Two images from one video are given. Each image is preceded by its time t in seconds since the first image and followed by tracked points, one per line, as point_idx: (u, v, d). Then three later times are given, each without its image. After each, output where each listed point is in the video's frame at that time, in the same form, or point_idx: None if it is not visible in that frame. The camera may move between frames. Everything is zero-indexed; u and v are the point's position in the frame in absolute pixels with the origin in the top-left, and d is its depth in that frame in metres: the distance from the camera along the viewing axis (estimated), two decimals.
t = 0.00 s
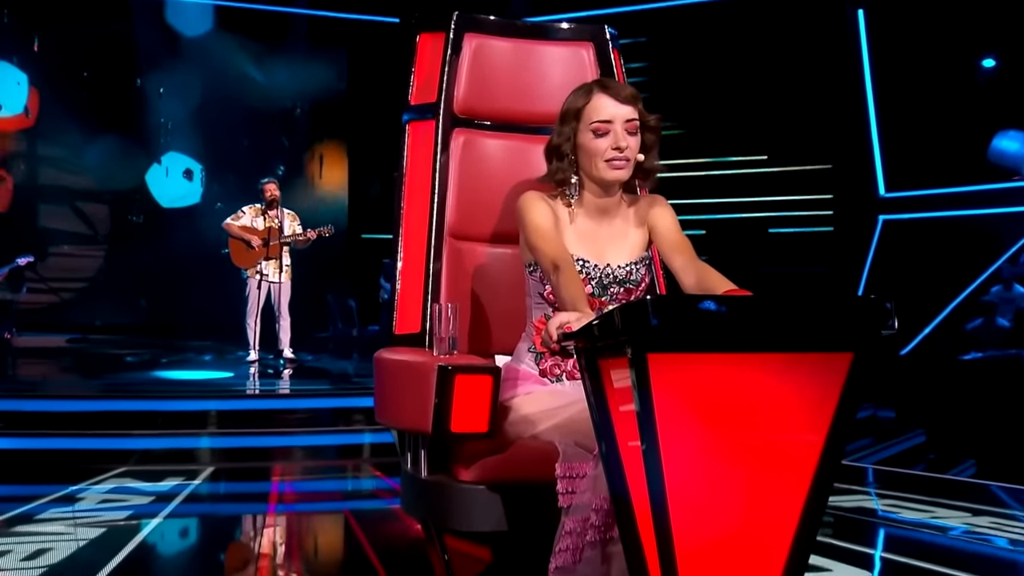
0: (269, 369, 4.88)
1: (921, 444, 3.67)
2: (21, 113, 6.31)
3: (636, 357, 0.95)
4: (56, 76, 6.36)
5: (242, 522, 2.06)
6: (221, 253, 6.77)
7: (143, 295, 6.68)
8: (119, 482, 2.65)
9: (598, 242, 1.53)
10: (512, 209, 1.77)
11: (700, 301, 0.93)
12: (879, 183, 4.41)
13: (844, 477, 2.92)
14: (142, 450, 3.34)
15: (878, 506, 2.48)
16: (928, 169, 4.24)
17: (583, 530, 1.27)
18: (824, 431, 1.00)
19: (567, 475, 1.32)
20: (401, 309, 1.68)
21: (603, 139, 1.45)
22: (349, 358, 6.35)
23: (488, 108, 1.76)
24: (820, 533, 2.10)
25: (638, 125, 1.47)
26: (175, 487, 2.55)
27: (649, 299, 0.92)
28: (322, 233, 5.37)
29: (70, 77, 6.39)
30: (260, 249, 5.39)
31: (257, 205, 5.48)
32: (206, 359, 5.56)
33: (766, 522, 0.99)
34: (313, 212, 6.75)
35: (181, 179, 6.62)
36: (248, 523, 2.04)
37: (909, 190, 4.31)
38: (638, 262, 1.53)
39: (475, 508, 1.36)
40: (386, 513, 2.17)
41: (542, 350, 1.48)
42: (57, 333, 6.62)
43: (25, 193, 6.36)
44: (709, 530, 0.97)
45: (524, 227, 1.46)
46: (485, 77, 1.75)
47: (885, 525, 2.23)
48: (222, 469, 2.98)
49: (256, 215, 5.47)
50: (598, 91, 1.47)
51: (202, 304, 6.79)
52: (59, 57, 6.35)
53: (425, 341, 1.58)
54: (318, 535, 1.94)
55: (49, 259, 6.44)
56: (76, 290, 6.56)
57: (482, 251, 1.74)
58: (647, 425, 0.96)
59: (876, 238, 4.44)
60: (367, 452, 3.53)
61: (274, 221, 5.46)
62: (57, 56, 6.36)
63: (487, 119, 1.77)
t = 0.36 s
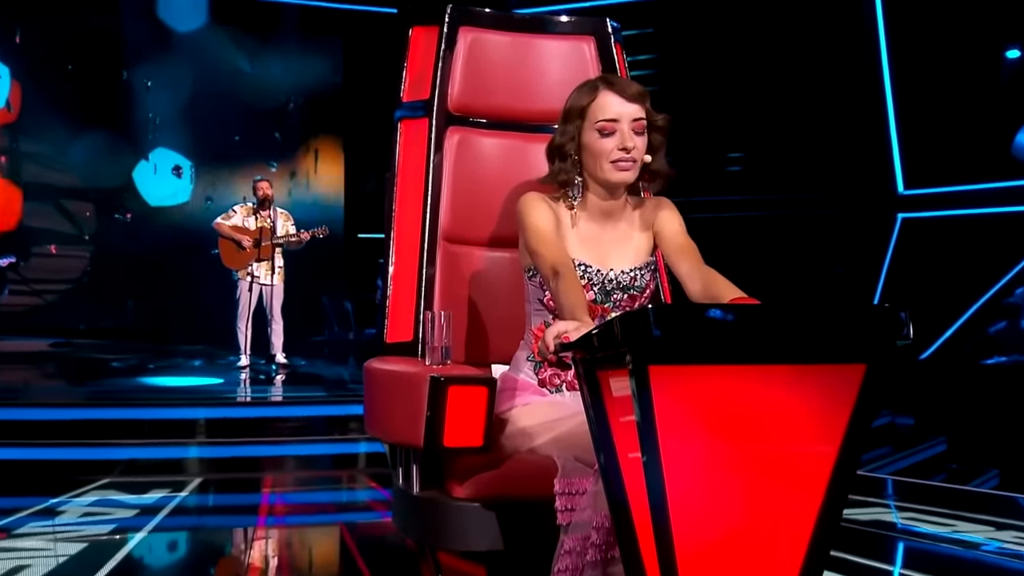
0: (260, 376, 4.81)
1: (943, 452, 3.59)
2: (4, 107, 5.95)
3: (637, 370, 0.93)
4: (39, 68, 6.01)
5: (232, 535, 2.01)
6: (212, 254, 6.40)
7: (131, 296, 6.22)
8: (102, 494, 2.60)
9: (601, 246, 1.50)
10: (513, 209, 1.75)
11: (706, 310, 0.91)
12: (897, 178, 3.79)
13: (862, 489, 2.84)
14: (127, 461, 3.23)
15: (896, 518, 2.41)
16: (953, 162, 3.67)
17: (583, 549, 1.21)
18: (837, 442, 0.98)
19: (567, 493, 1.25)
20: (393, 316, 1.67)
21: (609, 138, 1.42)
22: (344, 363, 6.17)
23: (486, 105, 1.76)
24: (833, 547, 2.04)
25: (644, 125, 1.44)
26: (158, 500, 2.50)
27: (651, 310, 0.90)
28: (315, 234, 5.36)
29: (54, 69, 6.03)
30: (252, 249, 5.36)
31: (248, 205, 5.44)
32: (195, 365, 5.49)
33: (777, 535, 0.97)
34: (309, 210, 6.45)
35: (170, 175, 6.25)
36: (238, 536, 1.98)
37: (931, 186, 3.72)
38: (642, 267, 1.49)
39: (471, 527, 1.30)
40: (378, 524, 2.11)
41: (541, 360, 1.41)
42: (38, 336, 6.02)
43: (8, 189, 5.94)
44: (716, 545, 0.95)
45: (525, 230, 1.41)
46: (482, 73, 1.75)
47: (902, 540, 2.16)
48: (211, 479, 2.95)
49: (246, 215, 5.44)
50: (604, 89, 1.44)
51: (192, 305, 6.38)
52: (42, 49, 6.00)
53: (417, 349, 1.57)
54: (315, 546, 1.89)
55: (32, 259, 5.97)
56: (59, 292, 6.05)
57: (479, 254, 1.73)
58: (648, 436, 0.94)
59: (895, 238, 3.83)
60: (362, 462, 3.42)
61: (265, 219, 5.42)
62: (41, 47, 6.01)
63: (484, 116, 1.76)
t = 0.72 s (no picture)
0: (246, 383, 4.75)
1: (958, 462, 3.51)
2: None
3: (631, 380, 0.87)
4: (16, 63, 6.00)
5: (220, 550, 1.96)
6: (195, 255, 6.42)
7: (111, 301, 6.23)
8: (80, 509, 2.54)
9: (591, 251, 1.49)
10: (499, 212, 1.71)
11: (706, 318, 0.85)
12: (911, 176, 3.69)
13: (875, 502, 2.77)
14: (106, 472, 3.13)
15: (912, 534, 2.34)
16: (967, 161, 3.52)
17: (576, 569, 1.14)
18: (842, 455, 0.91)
19: (560, 508, 1.19)
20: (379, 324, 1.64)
21: (602, 136, 1.40)
22: (336, 371, 6.09)
23: (475, 104, 1.71)
24: (845, 564, 1.98)
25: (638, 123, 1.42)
26: (140, 515, 2.44)
27: (646, 320, 0.84)
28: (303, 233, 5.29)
29: (31, 63, 6.00)
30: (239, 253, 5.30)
31: (233, 204, 5.37)
32: (177, 373, 5.43)
33: (778, 554, 0.90)
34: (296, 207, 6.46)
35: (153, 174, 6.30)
36: (224, 551, 1.94)
37: (944, 185, 3.59)
38: (632, 272, 1.48)
39: (459, 548, 1.29)
40: (367, 538, 2.06)
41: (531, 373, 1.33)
42: (16, 340, 5.96)
43: None
44: (712, 566, 0.90)
45: (508, 233, 1.40)
46: (471, 68, 1.70)
47: (918, 555, 2.10)
48: (193, 492, 2.92)
49: (230, 219, 5.34)
50: (597, 85, 1.42)
51: (176, 308, 6.38)
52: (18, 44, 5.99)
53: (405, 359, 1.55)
54: (302, 563, 1.82)
55: (10, 260, 5.92)
56: (38, 295, 6.01)
57: (467, 258, 1.69)
58: (642, 448, 0.88)
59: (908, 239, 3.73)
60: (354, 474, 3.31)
61: (253, 220, 5.36)
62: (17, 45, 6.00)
63: (474, 115, 1.72)
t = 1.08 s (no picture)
0: (233, 392, 4.68)
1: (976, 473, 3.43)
2: None
3: (623, 392, 0.81)
4: None
5: (203, 566, 1.93)
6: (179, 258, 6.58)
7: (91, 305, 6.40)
8: (55, 525, 2.48)
9: (577, 259, 1.45)
10: (481, 216, 1.66)
11: (708, 329, 0.80)
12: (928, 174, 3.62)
13: (890, 518, 2.71)
14: (83, 486, 3.08)
15: (930, 551, 2.28)
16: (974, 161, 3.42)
17: None
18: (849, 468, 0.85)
19: (553, 531, 1.12)
20: (364, 334, 1.58)
21: (584, 141, 1.35)
22: (330, 376, 6.05)
23: (465, 104, 1.67)
24: None
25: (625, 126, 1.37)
26: (118, 531, 2.38)
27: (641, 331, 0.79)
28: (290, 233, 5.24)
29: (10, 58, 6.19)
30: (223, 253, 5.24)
31: (217, 206, 5.30)
32: (160, 381, 5.38)
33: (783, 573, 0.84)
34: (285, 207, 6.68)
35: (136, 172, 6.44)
36: (208, 569, 1.90)
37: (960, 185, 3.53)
38: (622, 279, 1.45)
39: (449, 567, 1.24)
40: (354, 556, 2.03)
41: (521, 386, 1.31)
42: None
43: None
44: None
45: (492, 241, 1.39)
46: (461, 67, 1.66)
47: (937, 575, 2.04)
48: (177, 505, 2.89)
49: (215, 219, 5.28)
50: (581, 87, 1.38)
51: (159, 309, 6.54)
52: None
53: (390, 370, 1.49)
54: None
55: None
56: (16, 298, 6.20)
57: (454, 263, 1.65)
58: (636, 461, 0.82)
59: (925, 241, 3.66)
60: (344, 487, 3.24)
61: (237, 220, 5.30)
62: None
63: (463, 115, 1.68)
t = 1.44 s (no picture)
0: (221, 399, 4.63)
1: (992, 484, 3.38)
2: None
3: (621, 406, 0.76)
4: None
5: None
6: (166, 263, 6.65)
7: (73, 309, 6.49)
8: (35, 540, 2.43)
9: (573, 265, 1.41)
10: (470, 221, 1.62)
11: (712, 340, 0.74)
12: (943, 174, 3.49)
13: (907, 533, 2.66)
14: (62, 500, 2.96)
15: (947, 566, 2.25)
16: (981, 163, 3.36)
17: None
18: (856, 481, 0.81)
19: (549, 548, 1.09)
20: (353, 342, 1.53)
21: (564, 144, 1.31)
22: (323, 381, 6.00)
23: (458, 104, 1.63)
24: None
25: (609, 126, 1.31)
26: (97, 546, 2.33)
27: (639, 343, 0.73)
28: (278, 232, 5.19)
29: None
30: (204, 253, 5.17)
31: (204, 206, 5.25)
32: (144, 387, 5.33)
33: None
34: (275, 207, 6.73)
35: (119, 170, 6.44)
36: None
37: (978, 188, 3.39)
38: (620, 286, 1.40)
39: None
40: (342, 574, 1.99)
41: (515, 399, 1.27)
42: None
43: None
44: None
45: (486, 248, 1.34)
46: (454, 65, 1.62)
47: None
48: (162, 518, 2.84)
49: (199, 218, 5.23)
50: (557, 90, 1.34)
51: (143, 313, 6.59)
52: None
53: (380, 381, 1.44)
54: None
55: None
56: None
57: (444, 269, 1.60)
58: (634, 476, 0.76)
59: (940, 240, 3.55)
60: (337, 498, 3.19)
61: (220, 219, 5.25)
62: None
63: (456, 115, 1.63)
